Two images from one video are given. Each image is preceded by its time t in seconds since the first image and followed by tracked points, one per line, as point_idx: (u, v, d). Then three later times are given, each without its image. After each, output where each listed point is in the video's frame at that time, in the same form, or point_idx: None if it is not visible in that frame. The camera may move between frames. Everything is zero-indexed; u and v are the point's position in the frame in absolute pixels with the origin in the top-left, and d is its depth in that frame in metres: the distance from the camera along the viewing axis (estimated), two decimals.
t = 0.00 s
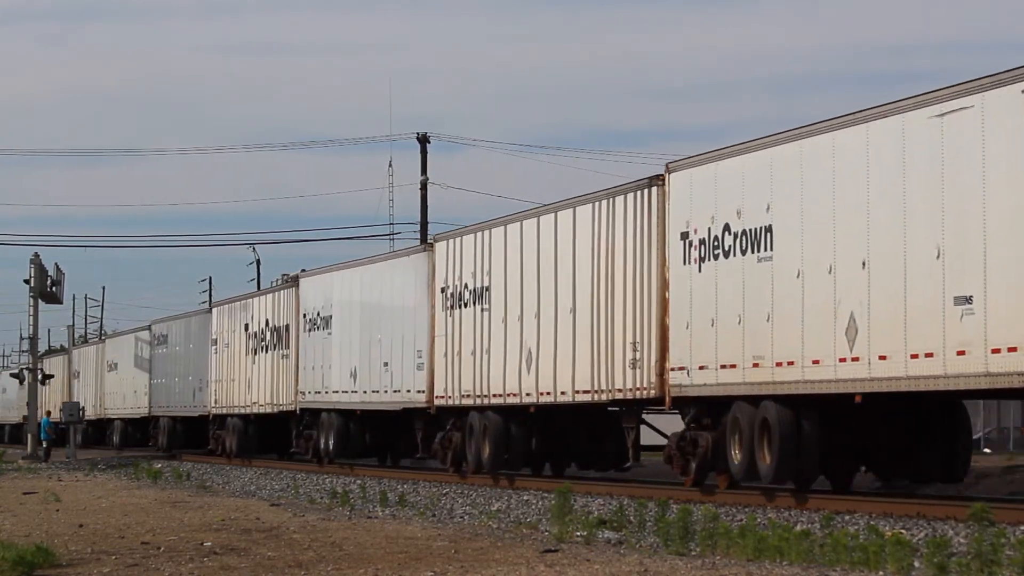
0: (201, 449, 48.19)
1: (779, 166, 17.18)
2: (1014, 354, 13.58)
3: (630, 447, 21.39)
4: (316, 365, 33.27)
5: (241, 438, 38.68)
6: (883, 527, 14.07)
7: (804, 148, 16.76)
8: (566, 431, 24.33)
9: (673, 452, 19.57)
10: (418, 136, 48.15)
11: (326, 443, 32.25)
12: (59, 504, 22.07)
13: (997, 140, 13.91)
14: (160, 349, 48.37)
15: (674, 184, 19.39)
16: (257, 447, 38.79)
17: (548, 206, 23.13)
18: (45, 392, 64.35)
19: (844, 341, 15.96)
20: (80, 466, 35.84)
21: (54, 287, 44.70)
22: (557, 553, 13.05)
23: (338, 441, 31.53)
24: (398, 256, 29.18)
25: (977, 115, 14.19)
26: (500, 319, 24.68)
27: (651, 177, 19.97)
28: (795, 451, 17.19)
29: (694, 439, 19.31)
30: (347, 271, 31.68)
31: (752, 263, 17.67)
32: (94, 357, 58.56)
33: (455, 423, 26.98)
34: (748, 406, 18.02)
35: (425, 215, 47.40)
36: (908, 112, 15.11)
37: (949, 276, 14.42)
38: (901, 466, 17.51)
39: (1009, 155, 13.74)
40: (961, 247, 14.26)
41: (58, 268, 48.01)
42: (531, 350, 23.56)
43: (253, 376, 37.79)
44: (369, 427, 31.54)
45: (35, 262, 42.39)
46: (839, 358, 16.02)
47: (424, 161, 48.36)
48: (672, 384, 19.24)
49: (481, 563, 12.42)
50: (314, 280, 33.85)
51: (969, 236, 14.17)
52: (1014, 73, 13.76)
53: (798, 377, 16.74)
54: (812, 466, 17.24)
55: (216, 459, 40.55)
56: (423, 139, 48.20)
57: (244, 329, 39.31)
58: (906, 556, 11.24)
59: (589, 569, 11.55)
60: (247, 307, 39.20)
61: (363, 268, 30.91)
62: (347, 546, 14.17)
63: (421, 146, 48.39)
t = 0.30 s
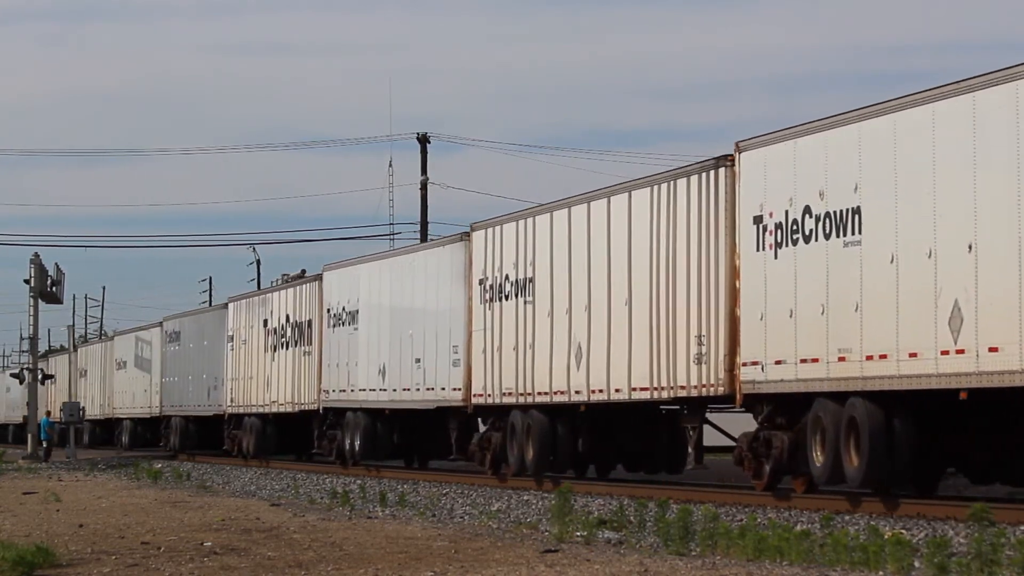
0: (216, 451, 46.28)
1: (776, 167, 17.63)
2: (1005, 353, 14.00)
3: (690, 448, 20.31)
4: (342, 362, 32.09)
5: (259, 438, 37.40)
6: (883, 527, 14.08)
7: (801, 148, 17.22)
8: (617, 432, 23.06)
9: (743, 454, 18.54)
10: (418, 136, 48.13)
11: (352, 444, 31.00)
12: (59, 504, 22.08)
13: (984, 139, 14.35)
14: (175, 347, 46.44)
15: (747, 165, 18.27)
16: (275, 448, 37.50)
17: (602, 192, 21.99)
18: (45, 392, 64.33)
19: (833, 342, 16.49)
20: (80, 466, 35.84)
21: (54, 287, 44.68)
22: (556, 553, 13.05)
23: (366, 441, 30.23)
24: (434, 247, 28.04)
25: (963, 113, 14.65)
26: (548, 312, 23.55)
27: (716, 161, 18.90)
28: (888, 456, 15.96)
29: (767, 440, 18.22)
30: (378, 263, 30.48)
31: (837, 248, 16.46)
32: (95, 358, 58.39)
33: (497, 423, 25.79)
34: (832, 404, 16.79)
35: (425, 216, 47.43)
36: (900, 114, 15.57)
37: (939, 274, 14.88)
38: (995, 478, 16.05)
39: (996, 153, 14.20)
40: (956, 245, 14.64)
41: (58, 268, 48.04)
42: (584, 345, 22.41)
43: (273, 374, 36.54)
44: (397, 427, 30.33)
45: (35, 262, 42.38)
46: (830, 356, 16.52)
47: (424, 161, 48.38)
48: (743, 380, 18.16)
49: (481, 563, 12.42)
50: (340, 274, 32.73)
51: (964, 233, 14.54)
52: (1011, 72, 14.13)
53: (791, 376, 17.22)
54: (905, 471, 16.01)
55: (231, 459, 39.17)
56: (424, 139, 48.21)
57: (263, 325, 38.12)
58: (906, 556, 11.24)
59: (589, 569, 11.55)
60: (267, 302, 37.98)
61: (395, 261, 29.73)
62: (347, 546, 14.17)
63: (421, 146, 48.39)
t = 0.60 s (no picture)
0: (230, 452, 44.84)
1: (777, 166, 17.76)
2: (994, 353, 14.05)
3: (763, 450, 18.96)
4: (370, 358, 30.68)
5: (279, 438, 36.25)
6: (883, 527, 14.08)
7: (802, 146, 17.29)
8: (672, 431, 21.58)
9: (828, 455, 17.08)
10: (418, 136, 48.17)
11: (380, 445, 29.70)
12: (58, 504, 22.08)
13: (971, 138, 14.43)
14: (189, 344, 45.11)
15: (829, 141, 16.75)
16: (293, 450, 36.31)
17: (661, 173, 20.48)
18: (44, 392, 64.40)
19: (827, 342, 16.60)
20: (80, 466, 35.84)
21: (54, 287, 44.71)
22: (556, 553, 13.05)
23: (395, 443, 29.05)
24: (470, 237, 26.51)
25: (952, 112, 14.75)
26: (600, 304, 22.03)
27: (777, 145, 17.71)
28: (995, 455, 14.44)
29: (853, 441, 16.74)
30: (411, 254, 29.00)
31: (937, 229, 14.87)
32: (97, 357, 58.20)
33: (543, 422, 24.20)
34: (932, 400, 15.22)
35: (425, 216, 47.46)
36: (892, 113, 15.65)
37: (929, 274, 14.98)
38: None
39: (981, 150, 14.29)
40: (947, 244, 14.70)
41: (58, 268, 48.11)
42: (641, 337, 20.85)
43: (294, 371, 35.31)
44: (427, 428, 28.92)
45: (35, 262, 42.39)
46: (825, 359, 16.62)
47: (424, 161, 48.40)
48: (826, 374, 16.59)
49: (481, 563, 12.42)
50: (367, 266, 31.28)
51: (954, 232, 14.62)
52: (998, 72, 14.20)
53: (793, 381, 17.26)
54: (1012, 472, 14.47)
55: (248, 460, 38.02)
56: (424, 139, 48.22)
57: (282, 320, 36.98)
58: (906, 556, 11.24)
59: (589, 569, 11.55)
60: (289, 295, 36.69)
61: (428, 252, 28.26)
62: (347, 546, 14.17)
63: (421, 146, 48.40)
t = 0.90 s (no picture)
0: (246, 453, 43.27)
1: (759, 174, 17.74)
2: (978, 352, 13.77)
3: (847, 452, 16.47)
4: (402, 354, 28.76)
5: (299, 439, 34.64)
6: (883, 527, 14.08)
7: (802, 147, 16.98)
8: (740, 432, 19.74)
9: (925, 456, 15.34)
10: (418, 136, 48.14)
11: (413, 446, 27.96)
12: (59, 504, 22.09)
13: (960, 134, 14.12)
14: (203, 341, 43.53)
15: (927, 111, 14.63)
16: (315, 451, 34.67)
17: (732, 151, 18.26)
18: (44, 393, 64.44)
19: (825, 348, 16.30)
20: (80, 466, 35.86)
21: (54, 287, 44.71)
22: (556, 553, 13.05)
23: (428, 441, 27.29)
24: (510, 225, 24.44)
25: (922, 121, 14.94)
26: (658, 295, 19.77)
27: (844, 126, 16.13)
28: None
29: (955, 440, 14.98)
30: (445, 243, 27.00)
31: None
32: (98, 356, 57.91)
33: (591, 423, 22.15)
34: None
35: (425, 215, 47.47)
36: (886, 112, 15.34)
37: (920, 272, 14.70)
38: None
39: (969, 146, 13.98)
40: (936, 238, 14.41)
41: (58, 269, 48.15)
42: (708, 330, 18.62)
43: (317, 370, 33.67)
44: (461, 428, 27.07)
45: (35, 262, 42.40)
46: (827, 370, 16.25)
47: (424, 161, 48.39)
48: (926, 368, 14.51)
49: (481, 563, 12.42)
50: (398, 257, 29.32)
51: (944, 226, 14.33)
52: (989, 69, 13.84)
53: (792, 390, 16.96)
54: None
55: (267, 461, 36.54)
56: (424, 139, 48.20)
57: (305, 314, 35.18)
58: (906, 556, 11.23)
59: (589, 569, 11.55)
60: (314, 288, 34.65)
61: (463, 242, 26.24)
62: (347, 546, 14.17)
63: (421, 146, 48.39)
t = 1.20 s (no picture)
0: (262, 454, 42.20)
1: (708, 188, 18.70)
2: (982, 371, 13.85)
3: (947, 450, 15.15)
4: (435, 350, 27.13)
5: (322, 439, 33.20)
6: (883, 527, 14.08)
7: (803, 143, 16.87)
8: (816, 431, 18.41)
9: None
10: (418, 136, 48.16)
11: (448, 447, 26.35)
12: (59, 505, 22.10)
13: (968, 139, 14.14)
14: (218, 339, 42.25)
15: None
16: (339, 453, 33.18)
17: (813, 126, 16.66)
18: (45, 393, 64.46)
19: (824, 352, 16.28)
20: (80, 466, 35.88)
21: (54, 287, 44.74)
22: (556, 553, 13.05)
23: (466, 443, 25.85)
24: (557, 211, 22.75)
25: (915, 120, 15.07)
26: (727, 283, 18.10)
27: (887, 112, 15.39)
28: None
29: None
30: (482, 233, 25.38)
31: None
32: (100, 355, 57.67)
33: (646, 421, 20.61)
34: None
35: (425, 215, 47.49)
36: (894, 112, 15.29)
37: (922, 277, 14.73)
38: None
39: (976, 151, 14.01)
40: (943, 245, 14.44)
41: (58, 268, 48.14)
42: (786, 320, 16.99)
43: (340, 368, 32.24)
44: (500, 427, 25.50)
45: (35, 262, 42.42)
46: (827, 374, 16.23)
47: (424, 161, 48.40)
48: None
49: (481, 563, 12.42)
50: (429, 247, 27.63)
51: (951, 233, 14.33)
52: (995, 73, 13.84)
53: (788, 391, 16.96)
54: None
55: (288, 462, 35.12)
56: (424, 139, 48.21)
57: (328, 310, 33.69)
58: (907, 556, 11.23)
59: (588, 569, 11.55)
60: (340, 281, 33.07)
61: (502, 231, 24.61)
62: (347, 546, 14.17)
63: (421, 146, 48.40)
